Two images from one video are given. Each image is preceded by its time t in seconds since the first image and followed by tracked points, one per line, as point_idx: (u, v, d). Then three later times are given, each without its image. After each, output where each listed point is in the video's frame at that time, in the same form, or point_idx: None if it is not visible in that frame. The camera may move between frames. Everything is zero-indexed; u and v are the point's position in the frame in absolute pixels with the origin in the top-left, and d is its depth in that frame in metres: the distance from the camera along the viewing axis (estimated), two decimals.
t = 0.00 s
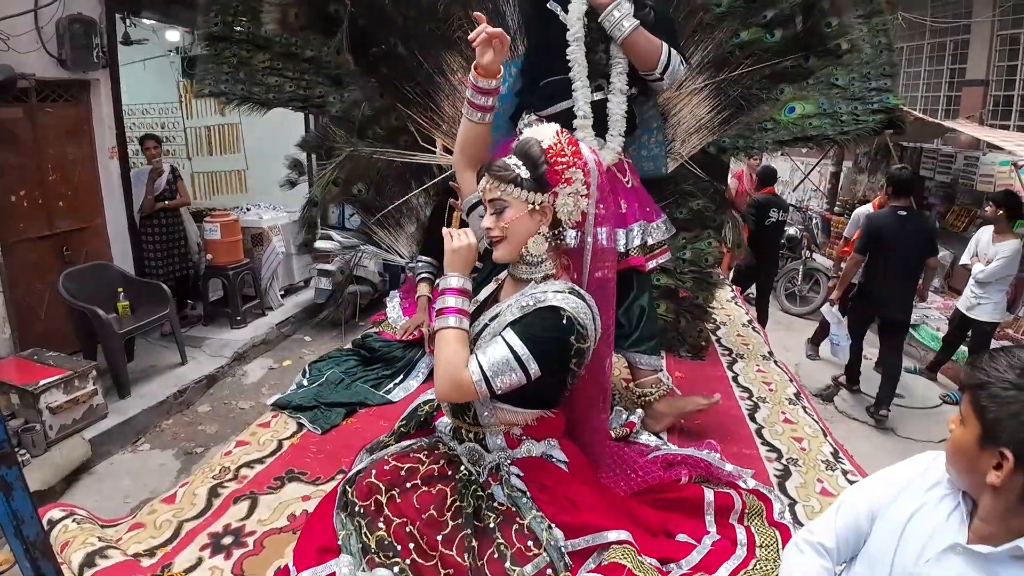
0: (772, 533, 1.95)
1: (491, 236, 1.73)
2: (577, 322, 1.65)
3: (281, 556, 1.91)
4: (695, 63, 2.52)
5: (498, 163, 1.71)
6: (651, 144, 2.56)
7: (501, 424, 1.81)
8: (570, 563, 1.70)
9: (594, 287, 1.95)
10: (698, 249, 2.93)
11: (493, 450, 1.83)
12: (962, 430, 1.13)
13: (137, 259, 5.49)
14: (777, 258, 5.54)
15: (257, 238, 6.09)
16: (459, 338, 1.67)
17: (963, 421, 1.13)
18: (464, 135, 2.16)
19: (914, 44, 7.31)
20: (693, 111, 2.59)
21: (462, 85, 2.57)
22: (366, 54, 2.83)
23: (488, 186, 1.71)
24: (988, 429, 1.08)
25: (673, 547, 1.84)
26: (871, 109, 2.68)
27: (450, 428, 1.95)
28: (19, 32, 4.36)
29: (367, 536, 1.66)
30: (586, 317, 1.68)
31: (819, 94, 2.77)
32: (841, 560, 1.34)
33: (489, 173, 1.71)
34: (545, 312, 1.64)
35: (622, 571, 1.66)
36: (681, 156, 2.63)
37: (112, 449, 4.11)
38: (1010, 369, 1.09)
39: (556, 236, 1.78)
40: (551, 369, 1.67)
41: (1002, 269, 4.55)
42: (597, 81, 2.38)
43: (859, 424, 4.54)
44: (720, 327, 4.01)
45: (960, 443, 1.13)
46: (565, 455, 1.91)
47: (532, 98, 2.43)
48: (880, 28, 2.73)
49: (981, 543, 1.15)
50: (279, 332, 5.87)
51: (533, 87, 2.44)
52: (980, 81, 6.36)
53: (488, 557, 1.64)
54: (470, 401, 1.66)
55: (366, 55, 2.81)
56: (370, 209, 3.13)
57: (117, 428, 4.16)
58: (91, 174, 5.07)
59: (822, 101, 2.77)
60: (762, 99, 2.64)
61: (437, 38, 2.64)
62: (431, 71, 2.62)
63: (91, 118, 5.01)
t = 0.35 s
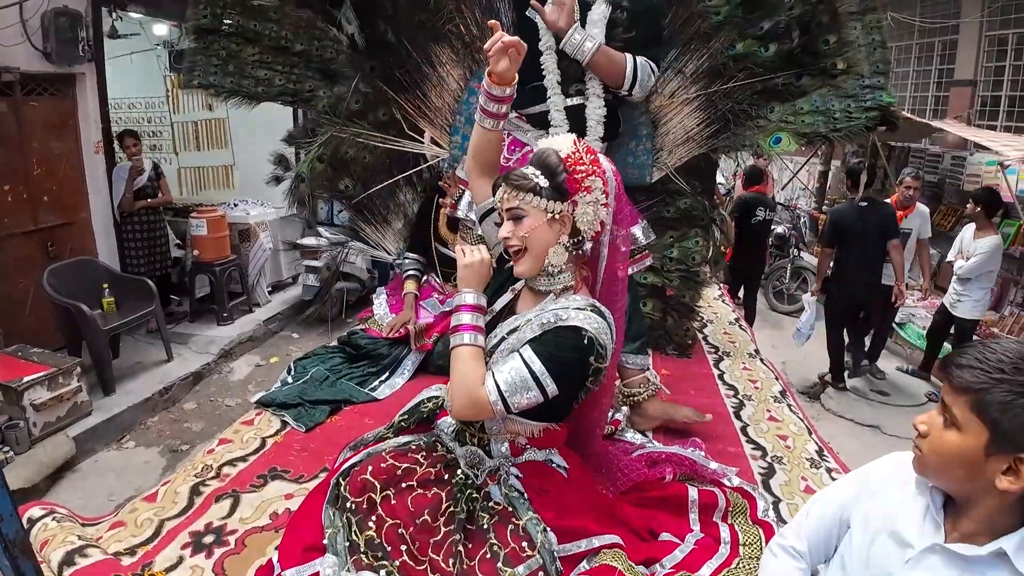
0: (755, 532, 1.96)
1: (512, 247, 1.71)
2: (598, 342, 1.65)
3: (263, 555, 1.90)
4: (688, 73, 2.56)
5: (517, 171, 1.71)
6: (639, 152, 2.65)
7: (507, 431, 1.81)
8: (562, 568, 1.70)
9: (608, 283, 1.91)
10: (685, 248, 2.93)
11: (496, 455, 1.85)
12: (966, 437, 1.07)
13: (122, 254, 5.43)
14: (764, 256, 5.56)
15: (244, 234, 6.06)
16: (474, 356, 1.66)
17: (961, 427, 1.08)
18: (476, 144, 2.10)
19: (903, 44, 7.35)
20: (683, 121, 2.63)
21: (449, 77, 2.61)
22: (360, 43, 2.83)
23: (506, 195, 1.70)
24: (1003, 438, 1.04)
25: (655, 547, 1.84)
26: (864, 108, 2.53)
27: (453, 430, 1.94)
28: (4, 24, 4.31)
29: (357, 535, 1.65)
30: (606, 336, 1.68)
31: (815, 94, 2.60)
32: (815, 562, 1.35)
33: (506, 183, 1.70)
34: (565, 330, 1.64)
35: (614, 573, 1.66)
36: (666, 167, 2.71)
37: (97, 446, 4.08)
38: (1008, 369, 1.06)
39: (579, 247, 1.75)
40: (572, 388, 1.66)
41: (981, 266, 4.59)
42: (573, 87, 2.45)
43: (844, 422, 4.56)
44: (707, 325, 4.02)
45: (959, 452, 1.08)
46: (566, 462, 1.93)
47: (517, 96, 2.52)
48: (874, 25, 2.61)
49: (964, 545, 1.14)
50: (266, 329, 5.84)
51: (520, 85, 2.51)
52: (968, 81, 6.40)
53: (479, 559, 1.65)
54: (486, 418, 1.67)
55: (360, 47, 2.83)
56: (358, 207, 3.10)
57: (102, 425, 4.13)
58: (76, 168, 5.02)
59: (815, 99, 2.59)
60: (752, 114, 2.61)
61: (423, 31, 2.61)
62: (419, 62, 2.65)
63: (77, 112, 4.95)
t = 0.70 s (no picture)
0: (747, 530, 1.98)
1: (505, 246, 1.72)
2: (592, 341, 1.65)
3: (258, 555, 1.91)
4: (682, 70, 2.55)
5: (514, 172, 1.71)
6: (637, 151, 2.65)
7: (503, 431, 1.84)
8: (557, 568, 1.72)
9: (603, 285, 1.91)
10: (678, 247, 2.96)
11: (492, 455, 1.87)
12: (941, 461, 1.05)
13: (112, 251, 5.39)
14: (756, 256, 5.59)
15: (236, 233, 6.04)
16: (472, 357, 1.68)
17: (937, 451, 1.05)
18: (470, 145, 2.09)
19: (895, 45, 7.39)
20: (679, 120, 2.64)
21: (443, 80, 2.58)
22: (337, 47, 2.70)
23: (503, 195, 1.70)
24: (981, 463, 1.02)
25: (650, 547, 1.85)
26: (860, 115, 2.64)
27: (449, 428, 1.92)
28: None
29: (353, 534, 1.65)
30: (599, 337, 1.68)
31: (808, 98, 2.70)
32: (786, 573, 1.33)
33: (504, 182, 1.70)
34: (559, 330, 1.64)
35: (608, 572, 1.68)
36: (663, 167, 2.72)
37: (89, 445, 4.07)
38: (987, 394, 1.02)
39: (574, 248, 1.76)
40: (565, 386, 1.67)
41: (960, 261, 4.62)
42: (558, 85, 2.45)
43: (835, 421, 4.59)
44: (699, 324, 4.05)
45: (937, 476, 1.05)
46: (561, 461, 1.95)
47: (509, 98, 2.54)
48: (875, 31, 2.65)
49: (943, 564, 1.13)
50: (258, 328, 5.82)
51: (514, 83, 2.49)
52: (959, 83, 6.45)
53: (476, 560, 1.65)
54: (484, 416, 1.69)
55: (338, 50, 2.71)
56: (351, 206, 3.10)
57: (94, 424, 4.12)
58: (67, 166, 4.98)
59: (810, 105, 2.70)
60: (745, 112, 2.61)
61: (414, 38, 2.54)
62: (410, 65, 2.58)
63: (68, 109, 4.92)
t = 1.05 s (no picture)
0: (744, 529, 1.99)
1: (472, 238, 1.72)
2: (550, 316, 1.68)
3: (254, 555, 1.90)
4: (670, 45, 2.57)
5: (493, 172, 1.67)
6: (634, 132, 2.65)
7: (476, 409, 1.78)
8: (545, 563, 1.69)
9: (568, 282, 1.87)
10: (675, 249, 2.92)
11: (469, 439, 1.82)
12: (941, 487, 1.04)
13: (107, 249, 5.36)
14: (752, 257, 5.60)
15: (231, 231, 6.02)
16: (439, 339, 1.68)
17: (937, 476, 1.04)
18: (434, 132, 2.06)
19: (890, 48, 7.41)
20: (672, 95, 2.66)
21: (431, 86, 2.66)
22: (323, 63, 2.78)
23: (479, 194, 1.68)
24: (981, 485, 1.02)
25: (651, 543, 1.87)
26: (857, 119, 2.61)
27: (426, 420, 1.91)
28: None
29: (344, 533, 1.66)
30: (558, 311, 1.72)
31: (805, 101, 2.76)
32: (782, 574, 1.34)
33: (482, 182, 1.67)
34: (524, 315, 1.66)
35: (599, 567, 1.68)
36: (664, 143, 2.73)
37: (82, 445, 4.05)
38: (985, 417, 1.01)
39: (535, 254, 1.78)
40: (526, 363, 1.69)
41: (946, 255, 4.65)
42: (556, 71, 2.37)
43: (829, 422, 4.61)
44: (695, 325, 4.07)
45: (940, 500, 1.05)
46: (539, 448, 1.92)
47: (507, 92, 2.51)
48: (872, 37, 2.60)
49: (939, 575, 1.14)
50: (253, 327, 5.81)
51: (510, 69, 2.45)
52: (954, 85, 6.48)
53: (463, 555, 1.65)
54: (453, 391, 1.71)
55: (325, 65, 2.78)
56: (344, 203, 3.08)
57: (87, 424, 4.10)
58: (61, 164, 4.96)
59: (807, 108, 2.76)
60: (736, 76, 2.66)
61: (398, 48, 2.66)
62: (398, 75, 2.70)
63: (62, 107, 4.88)
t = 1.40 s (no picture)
0: (737, 531, 1.99)
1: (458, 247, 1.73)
2: (530, 327, 1.68)
3: (245, 554, 1.89)
4: (661, 59, 2.60)
5: (465, 176, 1.67)
6: (622, 140, 2.71)
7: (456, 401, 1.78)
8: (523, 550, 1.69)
9: (559, 286, 1.87)
10: (670, 248, 2.98)
11: (447, 430, 1.82)
12: (973, 504, 1.03)
13: (101, 248, 5.32)
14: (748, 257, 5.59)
15: (226, 230, 6.01)
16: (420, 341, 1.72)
17: (967, 495, 1.02)
18: (418, 136, 2.09)
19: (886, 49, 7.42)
20: (662, 105, 2.68)
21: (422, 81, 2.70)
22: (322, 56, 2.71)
23: (455, 203, 1.67)
24: (1010, 494, 1.02)
25: (644, 539, 1.86)
26: (855, 117, 2.59)
27: (406, 412, 1.91)
28: None
29: (322, 527, 1.67)
30: (539, 322, 1.70)
31: (802, 99, 2.72)
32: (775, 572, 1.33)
33: (457, 192, 1.66)
34: (504, 325, 1.66)
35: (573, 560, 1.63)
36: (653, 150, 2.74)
37: (75, 444, 4.03)
38: (1009, 430, 1.01)
39: (522, 253, 1.77)
40: (505, 371, 1.70)
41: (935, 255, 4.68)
42: (563, 75, 2.38)
43: (825, 422, 4.61)
44: (690, 325, 4.07)
45: (975, 517, 1.03)
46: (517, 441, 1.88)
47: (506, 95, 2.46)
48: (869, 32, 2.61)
49: None
50: (248, 326, 5.79)
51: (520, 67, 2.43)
52: (949, 87, 6.49)
53: (441, 543, 1.63)
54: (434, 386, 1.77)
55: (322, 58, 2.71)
56: (339, 202, 3.10)
57: (81, 423, 4.09)
58: (55, 162, 4.93)
59: (804, 107, 2.71)
60: (727, 89, 2.65)
61: (394, 41, 2.65)
62: (393, 73, 2.71)
63: (56, 105, 4.87)
